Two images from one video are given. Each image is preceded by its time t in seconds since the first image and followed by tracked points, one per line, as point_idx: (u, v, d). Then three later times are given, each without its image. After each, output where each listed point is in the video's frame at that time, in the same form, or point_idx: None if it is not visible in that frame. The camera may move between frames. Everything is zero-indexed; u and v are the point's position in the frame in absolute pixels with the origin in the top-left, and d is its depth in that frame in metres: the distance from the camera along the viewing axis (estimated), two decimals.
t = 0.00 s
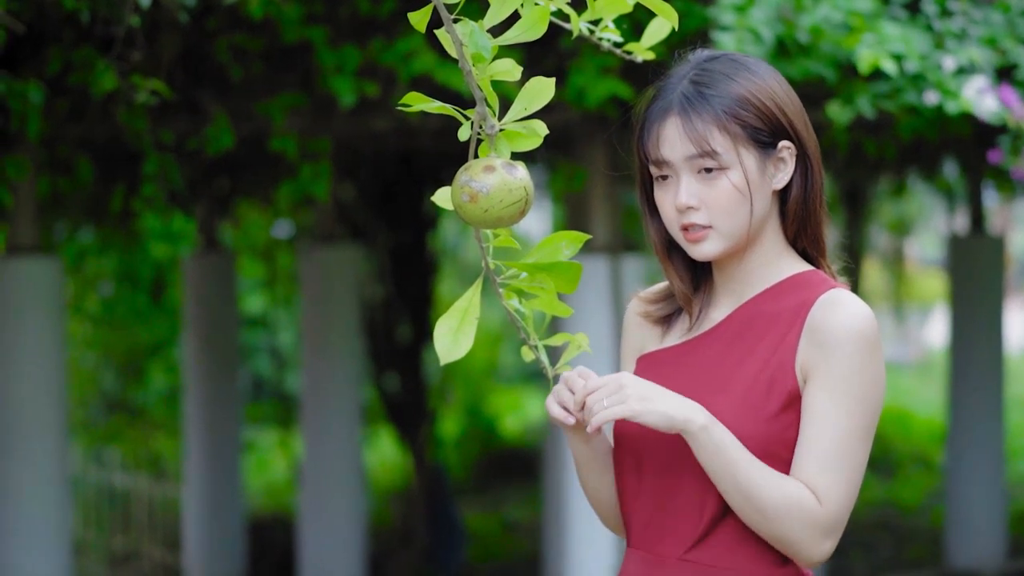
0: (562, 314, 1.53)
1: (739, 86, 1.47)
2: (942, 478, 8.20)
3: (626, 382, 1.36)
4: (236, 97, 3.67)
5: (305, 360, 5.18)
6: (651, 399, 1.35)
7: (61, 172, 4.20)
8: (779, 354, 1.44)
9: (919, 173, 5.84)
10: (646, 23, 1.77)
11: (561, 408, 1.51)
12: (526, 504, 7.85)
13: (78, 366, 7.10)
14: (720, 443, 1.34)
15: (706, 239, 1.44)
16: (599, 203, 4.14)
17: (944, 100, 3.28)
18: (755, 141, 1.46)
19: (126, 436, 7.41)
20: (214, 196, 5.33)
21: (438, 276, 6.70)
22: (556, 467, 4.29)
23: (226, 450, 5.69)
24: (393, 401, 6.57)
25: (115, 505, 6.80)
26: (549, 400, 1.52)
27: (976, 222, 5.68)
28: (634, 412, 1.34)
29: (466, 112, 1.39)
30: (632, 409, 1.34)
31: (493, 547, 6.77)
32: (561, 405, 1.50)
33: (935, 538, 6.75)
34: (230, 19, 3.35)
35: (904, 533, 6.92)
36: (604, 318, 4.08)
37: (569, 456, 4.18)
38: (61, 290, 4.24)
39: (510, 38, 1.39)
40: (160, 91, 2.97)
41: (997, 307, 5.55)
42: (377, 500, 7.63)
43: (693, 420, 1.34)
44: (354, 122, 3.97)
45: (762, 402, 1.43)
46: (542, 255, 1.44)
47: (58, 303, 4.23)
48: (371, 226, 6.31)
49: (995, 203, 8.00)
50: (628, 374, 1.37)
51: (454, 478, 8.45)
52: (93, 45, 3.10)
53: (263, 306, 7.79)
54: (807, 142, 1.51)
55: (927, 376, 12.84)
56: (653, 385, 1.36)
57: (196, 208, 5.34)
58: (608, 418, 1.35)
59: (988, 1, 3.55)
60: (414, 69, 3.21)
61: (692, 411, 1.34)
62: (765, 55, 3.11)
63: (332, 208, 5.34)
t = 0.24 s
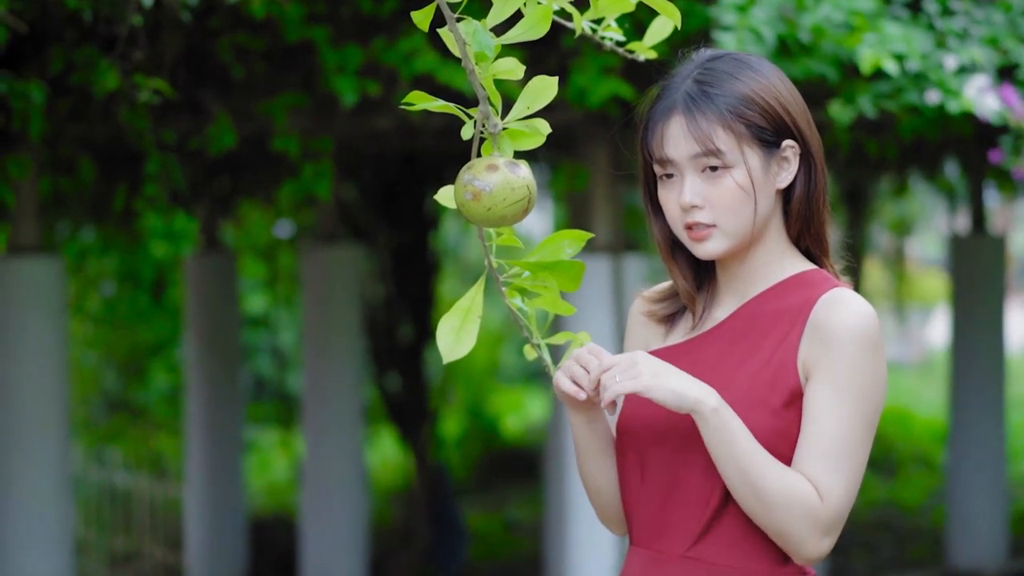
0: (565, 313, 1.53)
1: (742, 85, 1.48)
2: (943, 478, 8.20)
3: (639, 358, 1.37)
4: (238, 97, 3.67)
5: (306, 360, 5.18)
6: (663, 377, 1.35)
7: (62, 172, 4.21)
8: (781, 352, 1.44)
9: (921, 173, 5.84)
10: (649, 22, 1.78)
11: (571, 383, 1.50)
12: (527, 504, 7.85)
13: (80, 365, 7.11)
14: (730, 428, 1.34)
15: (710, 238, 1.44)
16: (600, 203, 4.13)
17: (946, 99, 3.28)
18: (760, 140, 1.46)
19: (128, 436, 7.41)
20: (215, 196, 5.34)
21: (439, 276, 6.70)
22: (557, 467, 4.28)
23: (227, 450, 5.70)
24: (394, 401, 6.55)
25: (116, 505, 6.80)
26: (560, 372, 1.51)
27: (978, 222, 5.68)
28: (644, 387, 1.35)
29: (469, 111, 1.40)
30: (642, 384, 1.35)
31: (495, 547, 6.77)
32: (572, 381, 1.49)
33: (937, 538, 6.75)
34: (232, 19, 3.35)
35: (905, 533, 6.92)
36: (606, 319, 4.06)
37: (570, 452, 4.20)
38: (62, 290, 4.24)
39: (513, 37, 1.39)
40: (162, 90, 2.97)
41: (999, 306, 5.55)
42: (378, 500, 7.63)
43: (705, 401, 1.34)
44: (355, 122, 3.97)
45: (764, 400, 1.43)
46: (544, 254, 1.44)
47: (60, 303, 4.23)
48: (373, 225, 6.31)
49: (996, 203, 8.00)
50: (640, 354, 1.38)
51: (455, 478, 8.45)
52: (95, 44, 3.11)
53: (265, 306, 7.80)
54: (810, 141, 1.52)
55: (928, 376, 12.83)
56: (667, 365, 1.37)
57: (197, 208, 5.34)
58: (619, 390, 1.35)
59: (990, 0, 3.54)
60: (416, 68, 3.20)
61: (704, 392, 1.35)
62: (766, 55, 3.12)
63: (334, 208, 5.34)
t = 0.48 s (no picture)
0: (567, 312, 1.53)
1: (747, 84, 1.48)
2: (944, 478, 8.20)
3: (648, 344, 1.38)
4: (239, 96, 3.67)
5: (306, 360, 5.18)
6: (671, 364, 1.36)
7: (64, 171, 4.22)
8: (783, 350, 1.44)
9: (921, 173, 5.85)
10: (651, 22, 1.78)
11: (580, 366, 1.51)
12: (528, 504, 7.84)
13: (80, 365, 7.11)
14: (735, 419, 1.34)
15: (714, 236, 1.44)
16: (601, 202, 4.14)
17: (947, 99, 3.28)
18: (763, 139, 1.46)
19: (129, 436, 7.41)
20: (216, 196, 5.34)
21: (440, 276, 6.70)
22: (558, 467, 4.28)
23: (227, 449, 5.70)
24: (395, 400, 6.56)
25: (117, 505, 6.81)
26: (568, 354, 1.52)
27: (978, 222, 5.68)
28: (652, 373, 1.35)
29: (472, 110, 1.40)
30: (650, 370, 1.35)
31: (496, 547, 6.78)
32: (580, 364, 1.50)
33: (938, 538, 6.75)
34: (233, 19, 3.36)
35: (905, 533, 6.92)
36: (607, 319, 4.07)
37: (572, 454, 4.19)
38: (63, 289, 4.25)
39: (515, 37, 1.39)
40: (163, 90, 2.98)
41: (999, 307, 5.55)
42: (379, 500, 7.63)
43: (712, 390, 1.34)
44: (356, 121, 3.97)
45: (766, 397, 1.43)
46: (546, 253, 1.44)
47: (61, 303, 4.23)
48: (374, 225, 6.31)
49: (996, 203, 8.00)
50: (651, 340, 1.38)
51: (456, 478, 8.45)
52: (97, 44, 3.11)
53: (265, 305, 7.80)
54: (812, 141, 1.52)
55: (929, 376, 12.83)
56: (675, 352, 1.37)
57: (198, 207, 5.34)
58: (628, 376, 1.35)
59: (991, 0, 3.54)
60: (417, 68, 3.21)
61: (711, 381, 1.35)
62: (767, 55, 3.12)
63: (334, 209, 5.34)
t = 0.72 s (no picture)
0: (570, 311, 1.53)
1: (753, 83, 1.48)
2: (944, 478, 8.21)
3: (657, 338, 1.38)
4: (240, 96, 3.68)
5: (307, 360, 5.18)
6: (679, 356, 1.36)
7: (65, 171, 4.22)
8: (787, 349, 1.44)
9: (922, 173, 5.85)
10: (653, 21, 1.78)
11: (590, 355, 1.52)
12: (528, 504, 7.85)
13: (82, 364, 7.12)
14: (740, 414, 1.35)
15: (721, 234, 1.44)
16: (602, 202, 4.14)
17: (948, 99, 3.28)
18: (770, 137, 1.46)
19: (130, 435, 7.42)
20: (218, 195, 5.34)
21: (440, 275, 6.71)
22: (558, 466, 4.29)
23: (228, 449, 5.70)
24: (396, 400, 6.58)
25: (118, 504, 6.81)
26: (578, 342, 1.54)
27: (979, 222, 5.68)
28: (659, 365, 1.36)
29: (475, 109, 1.40)
30: (657, 362, 1.36)
31: (497, 546, 6.78)
32: (591, 354, 1.52)
33: (938, 538, 6.76)
34: (235, 18, 3.36)
35: (906, 532, 6.93)
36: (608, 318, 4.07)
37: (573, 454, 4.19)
38: (65, 289, 4.25)
39: (519, 35, 1.39)
40: (165, 90, 2.98)
41: (1000, 307, 5.55)
42: (380, 500, 7.64)
43: (719, 383, 1.35)
44: (358, 121, 3.98)
45: (768, 395, 1.43)
46: (548, 252, 1.43)
47: (62, 302, 4.23)
48: (375, 225, 6.32)
49: (997, 203, 8.00)
50: (657, 334, 1.39)
51: (457, 477, 8.46)
52: (99, 43, 3.11)
53: (267, 305, 7.80)
54: (817, 141, 1.52)
55: (930, 376, 12.84)
56: (684, 345, 1.38)
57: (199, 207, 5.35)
58: (637, 368, 1.36)
59: None
60: (420, 67, 3.21)
61: (718, 374, 1.35)
62: (769, 55, 3.12)
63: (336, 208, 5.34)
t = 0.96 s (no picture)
0: (573, 310, 1.53)
1: (760, 82, 1.48)
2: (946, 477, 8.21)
3: (661, 337, 1.38)
4: (242, 96, 3.68)
5: (308, 359, 5.19)
6: (683, 357, 1.36)
7: (68, 171, 4.22)
8: (790, 348, 1.44)
9: (923, 173, 5.86)
10: (656, 21, 1.79)
11: (598, 352, 1.53)
12: (530, 503, 7.85)
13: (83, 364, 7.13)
14: (745, 413, 1.35)
15: (727, 231, 1.44)
16: (604, 202, 4.15)
17: (950, 98, 3.29)
18: (776, 136, 1.47)
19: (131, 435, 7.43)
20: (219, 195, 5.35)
21: (442, 274, 6.72)
22: (560, 466, 4.29)
23: (230, 448, 5.70)
24: (397, 399, 6.58)
25: (120, 504, 6.81)
26: (584, 339, 1.54)
27: (980, 222, 5.69)
28: (663, 367, 1.35)
29: (479, 109, 1.40)
30: (662, 364, 1.35)
31: (498, 546, 6.79)
32: (598, 351, 1.52)
33: (940, 537, 6.76)
34: (237, 18, 3.36)
35: (907, 532, 6.93)
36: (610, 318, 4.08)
37: (574, 454, 4.19)
38: (67, 289, 4.25)
39: (522, 35, 1.40)
40: (168, 89, 2.98)
41: (1000, 306, 5.56)
42: (382, 499, 7.65)
43: (723, 383, 1.35)
44: (360, 121, 3.98)
45: (771, 394, 1.43)
46: (552, 251, 1.43)
47: (64, 302, 4.23)
48: (377, 225, 6.32)
49: (998, 202, 8.01)
50: (661, 333, 1.39)
51: (458, 477, 8.47)
52: (101, 43, 3.11)
53: (268, 305, 7.81)
54: (821, 141, 1.53)
55: (931, 376, 12.84)
56: (688, 345, 1.38)
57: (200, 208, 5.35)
58: (641, 371, 1.36)
59: None
60: (422, 67, 3.21)
61: (722, 374, 1.35)
62: (771, 55, 3.12)
63: (337, 208, 5.34)
